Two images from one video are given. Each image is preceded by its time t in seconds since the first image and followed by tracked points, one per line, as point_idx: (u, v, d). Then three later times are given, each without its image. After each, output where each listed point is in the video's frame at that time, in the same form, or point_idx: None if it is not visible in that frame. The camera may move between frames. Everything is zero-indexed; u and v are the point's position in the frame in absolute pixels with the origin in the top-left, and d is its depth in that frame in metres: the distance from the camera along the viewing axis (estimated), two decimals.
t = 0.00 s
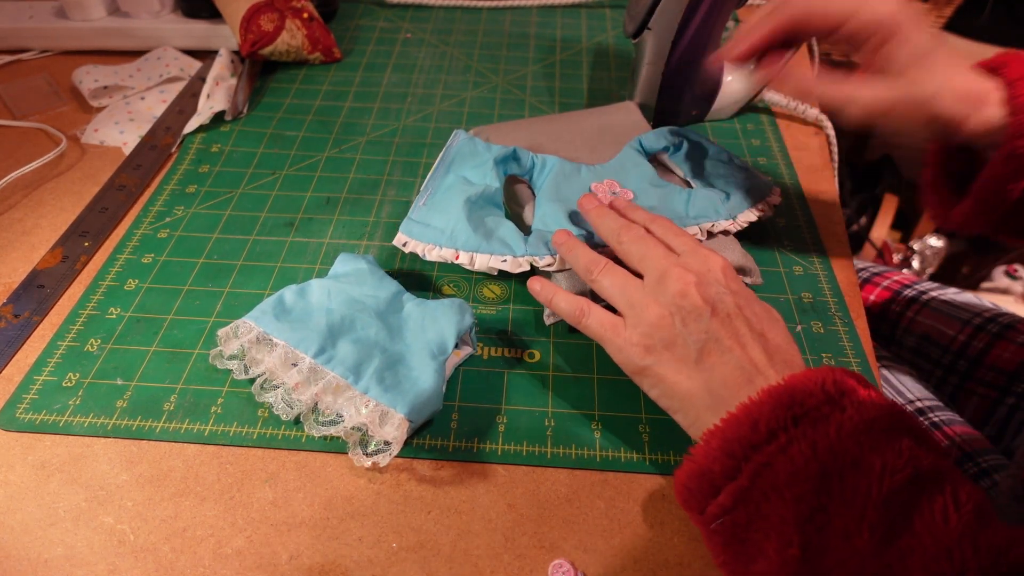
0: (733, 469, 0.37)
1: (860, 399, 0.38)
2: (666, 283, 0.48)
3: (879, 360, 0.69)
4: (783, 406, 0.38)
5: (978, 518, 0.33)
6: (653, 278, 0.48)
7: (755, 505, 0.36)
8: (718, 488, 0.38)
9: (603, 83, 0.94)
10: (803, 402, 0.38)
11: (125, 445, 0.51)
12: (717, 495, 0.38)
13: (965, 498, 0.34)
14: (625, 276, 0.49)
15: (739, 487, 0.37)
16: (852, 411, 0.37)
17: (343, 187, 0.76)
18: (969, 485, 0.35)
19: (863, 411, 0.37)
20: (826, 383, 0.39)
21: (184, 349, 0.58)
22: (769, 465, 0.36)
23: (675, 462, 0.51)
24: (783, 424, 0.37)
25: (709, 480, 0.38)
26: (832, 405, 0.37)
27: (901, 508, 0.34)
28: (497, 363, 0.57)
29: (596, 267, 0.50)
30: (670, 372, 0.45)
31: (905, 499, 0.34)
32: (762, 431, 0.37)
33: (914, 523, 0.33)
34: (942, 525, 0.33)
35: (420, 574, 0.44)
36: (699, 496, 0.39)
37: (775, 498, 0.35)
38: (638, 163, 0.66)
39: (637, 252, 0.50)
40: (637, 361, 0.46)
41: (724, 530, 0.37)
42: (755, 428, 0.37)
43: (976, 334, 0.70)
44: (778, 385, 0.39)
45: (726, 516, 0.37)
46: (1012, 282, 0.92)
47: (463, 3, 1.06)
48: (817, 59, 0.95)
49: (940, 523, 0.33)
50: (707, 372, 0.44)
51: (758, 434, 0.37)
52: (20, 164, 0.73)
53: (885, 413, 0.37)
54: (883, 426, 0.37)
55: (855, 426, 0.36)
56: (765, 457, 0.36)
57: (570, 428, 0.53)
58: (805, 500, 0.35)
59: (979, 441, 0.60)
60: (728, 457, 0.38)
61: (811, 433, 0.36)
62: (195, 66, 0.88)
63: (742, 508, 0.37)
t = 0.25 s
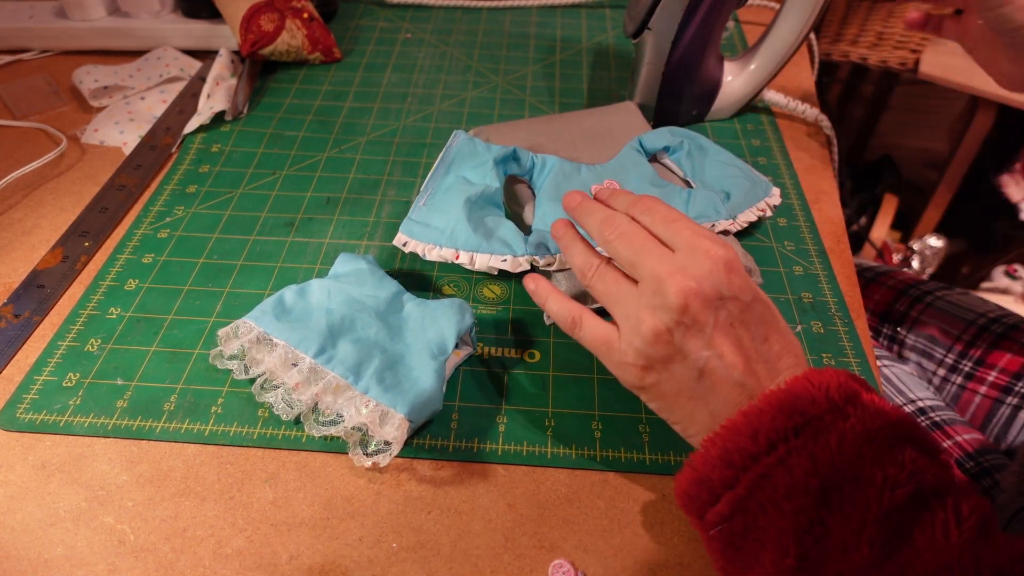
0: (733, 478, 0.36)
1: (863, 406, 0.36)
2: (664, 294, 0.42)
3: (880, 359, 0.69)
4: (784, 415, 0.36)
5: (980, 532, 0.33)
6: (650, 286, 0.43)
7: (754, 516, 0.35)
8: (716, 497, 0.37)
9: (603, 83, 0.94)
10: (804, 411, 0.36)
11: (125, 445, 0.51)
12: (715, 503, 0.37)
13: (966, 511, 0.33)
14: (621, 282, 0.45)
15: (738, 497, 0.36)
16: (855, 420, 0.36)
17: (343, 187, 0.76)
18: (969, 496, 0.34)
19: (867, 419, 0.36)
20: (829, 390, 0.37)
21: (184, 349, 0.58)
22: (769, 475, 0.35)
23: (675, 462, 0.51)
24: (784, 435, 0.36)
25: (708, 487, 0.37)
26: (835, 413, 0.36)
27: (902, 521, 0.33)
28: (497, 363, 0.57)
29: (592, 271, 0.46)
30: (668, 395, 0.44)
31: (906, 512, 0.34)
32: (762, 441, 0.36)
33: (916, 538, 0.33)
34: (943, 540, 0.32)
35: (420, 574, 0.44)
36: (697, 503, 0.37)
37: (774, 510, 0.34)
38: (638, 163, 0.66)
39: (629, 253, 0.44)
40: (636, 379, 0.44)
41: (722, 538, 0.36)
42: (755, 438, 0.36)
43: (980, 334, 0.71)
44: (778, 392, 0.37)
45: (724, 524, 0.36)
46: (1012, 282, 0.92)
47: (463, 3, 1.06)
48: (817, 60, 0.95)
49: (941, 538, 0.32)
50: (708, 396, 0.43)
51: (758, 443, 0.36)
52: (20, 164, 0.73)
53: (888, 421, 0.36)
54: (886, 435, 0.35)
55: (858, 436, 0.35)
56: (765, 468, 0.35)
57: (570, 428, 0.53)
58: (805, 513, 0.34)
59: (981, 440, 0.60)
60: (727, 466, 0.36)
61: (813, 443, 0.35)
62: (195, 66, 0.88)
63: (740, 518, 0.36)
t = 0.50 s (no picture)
0: (754, 473, 0.35)
1: (884, 404, 0.35)
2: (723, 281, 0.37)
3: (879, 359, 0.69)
4: (808, 413, 0.35)
5: (997, 531, 0.33)
6: (711, 272, 0.37)
7: (773, 512, 0.35)
8: (735, 492, 0.35)
9: (603, 83, 0.94)
10: (828, 409, 0.35)
11: (125, 445, 0.51)
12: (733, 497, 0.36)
13: (986, 510, 0.33)
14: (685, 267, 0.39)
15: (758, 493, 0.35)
16: (878, 419, 0.35)
17: (343, 187, 0.76)
18: (982, 491, 0.34)
19: (888, 418, 0.35)
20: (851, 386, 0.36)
21: (184, 349, 0.58)
22: (791, 473, 0.34)
23: (675, 462, 0.51)
24: (807, 432, 0.35)
25: (728, 482, 0.36)
26: (858, 412, 0.35)
27: (920, 518, 0.33)
28: (497, 363, 0.57)
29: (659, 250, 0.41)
30: (711, 381, 0.39)
31: (926, 510, 0.33)
32: (786, 438, 0.35)
33: (935, 536, 0.33)
34: (961, 538, 0.32)
35: (420, 574, 0.44)
36: (711, 498, 0.36)
37: (797, 508, 0.34)
38: (638, 163, 0.66)
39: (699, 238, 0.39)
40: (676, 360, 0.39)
41: (738, 534, 0.35)
42: (779, 435, 0.35)
43: (978, 333, 0.71)
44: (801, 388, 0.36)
45: (742, 519, 0.35)
46: (1012, 282, 0.91)
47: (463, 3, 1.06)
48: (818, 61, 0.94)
49: (960, 538, 0.32)
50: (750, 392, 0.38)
51: (781, 440, 0.35)
52: (20, 165, 0.73)
53: (907, 417, 0.35)
54: (907, 433, 0.35)
55: (881, 435, 0.34)
56: (788, 465, 0.34)
57: (570, 428, 0.53)
58: (827, 511, 0.33)
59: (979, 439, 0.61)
60: (748, 461, 0.35)
61: (835, 442, 0.34)
62: (195, 66, 0.88)
63: (760, 514, 0.35)
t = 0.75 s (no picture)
0: (779, 471, 0.35)
1: (903, 396, 0.35)
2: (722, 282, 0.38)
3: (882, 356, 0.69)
4: (826, 407, 0.35)
5: None
6: (708, 272, 0.38)
7: (801, 510, 0.34)
8: (761, 491, 0.36)
9: (603, 83, 0.94)
10: (845, 403, 0.35)
11: (125, 445, 0.51)
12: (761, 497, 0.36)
13: (1010, 492, 0.31)
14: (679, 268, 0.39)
15: (784, 491, 0.34)
16: (895, 408, 0.34)
17: (343, 187, 0.76)
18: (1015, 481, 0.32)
19: (907, 408, 0.34)
20: (872, 383, 0.36)
21: (185, 349, 0.58)
22: (815, 468, 0.34)
23: (675, 462, 0.51)
24: (827, 427, 0.35)
25: (755, 481, 0.36)
26: (874, 404, 0.35)
27: (944, 506, 0.32)
28: (497, 363, 0.57)
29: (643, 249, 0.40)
30: (723, 377, 0.40)
31: (951, 496, 0.32)
32: (808, 434, 0.35)
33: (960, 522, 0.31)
34: (989, 522, 0.30)
35: (420, 574, 0.44)
36: (738, 498, 0.36)
37: (819, 500, 0.34)
38: (638, 162, 0.66)
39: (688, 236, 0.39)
40: (689, 366, 0.40)
41: (766, 534, 0.35)
42: (798, 430, 0.35)
43: (981, 332, 0.71)
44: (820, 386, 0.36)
45: (769, 519, 0.35)
46: (1012, 282, 0.92)
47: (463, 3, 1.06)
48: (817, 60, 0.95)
49: (983, 520, 0.30)
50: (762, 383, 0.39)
51: (803, 436, 0.35)
52: (20, 165, 0.73)
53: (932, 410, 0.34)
54: (927, 420, 0.34)
55: (897, 424, 0.34)
56: (811, 461, 0.34)
57: (570, 428, 0.53)
58: (848, 501, 0.33)
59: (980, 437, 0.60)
60: (772, 459, 0.35)
61: (855, 434, 0.34)
62: (196, 66, 0.88)
63: (788, 511, 0.34)
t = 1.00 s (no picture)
0: (738, 408, 0.30)
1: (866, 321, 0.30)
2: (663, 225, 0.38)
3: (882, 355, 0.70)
4: (779, 328, 0.30)
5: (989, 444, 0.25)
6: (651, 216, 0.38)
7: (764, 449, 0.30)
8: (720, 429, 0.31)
9: (603, 83, 0.94)
10: (803, 325, 0.30)
11: (125, 445, 0.51)
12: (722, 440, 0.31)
13: (965, 416, 0.26)
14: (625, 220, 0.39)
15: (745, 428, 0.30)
16: (855, 333, 0.29)
17: (343, 187, 0.76)
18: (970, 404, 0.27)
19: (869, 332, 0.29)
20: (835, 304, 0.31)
21: (185, 349, 0.58)
22: (768, 399, 0.29)
23: (674, 462, 0.51)
24: (784, 349, 0.30)
25: (716, 420, 0.31)
26: (835, 327, 0.29)
27: (906, 440, 0.26)
28: (497, 363, 0.57)
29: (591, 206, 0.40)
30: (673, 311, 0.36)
31: (910, 418, 0.27)
32: (765, 363, 0.30)
33: (915, 458, 0.26)
34: (946, 443, 0.25)
35: (420, 574, 0.44)
36: (705, 436, 0.32)
37: (774, 428, 0.29)
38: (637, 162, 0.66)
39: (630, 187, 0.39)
40: (641, 299, 0.37)
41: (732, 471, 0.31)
42: (751, 357, 0.30)
43: (981, 331, 0.70)
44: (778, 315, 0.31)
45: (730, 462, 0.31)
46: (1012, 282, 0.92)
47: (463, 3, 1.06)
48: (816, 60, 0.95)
49: (944, 453, 0.25)
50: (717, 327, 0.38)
51: (760, 366, 0.30)
52: (20, 165, 0.73)
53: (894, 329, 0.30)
54: (886, 347, 0.28)
55: (860, 351, 0.28)
56: (764, 391, 0.30)
57: (570, 428, 0.53)
58: (805, 428, 0.28)
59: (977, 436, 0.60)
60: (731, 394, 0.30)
61: (814, 360, 0.29)
62: (195, 66, 0.88)
63: (745, 443, 0.30)
